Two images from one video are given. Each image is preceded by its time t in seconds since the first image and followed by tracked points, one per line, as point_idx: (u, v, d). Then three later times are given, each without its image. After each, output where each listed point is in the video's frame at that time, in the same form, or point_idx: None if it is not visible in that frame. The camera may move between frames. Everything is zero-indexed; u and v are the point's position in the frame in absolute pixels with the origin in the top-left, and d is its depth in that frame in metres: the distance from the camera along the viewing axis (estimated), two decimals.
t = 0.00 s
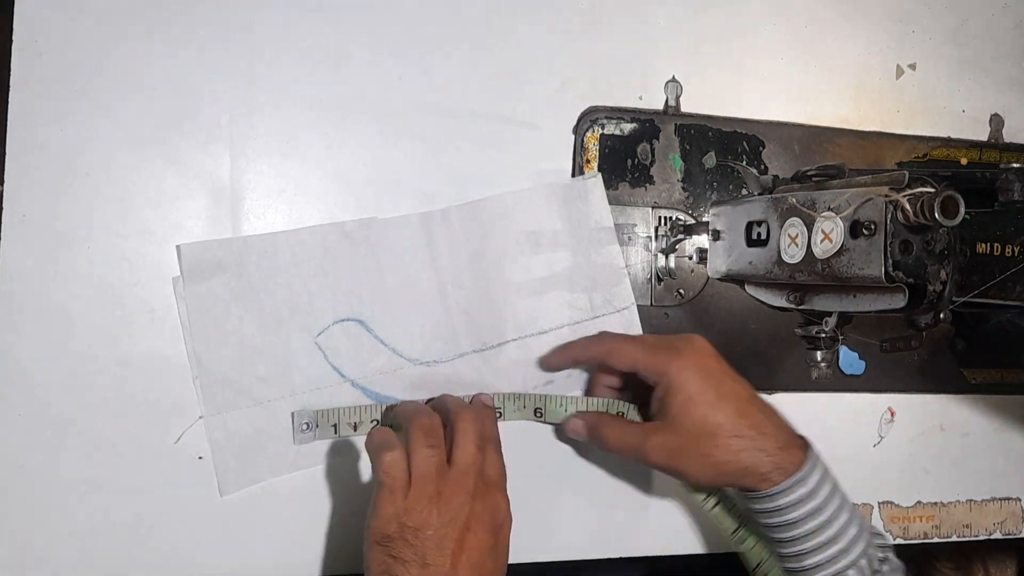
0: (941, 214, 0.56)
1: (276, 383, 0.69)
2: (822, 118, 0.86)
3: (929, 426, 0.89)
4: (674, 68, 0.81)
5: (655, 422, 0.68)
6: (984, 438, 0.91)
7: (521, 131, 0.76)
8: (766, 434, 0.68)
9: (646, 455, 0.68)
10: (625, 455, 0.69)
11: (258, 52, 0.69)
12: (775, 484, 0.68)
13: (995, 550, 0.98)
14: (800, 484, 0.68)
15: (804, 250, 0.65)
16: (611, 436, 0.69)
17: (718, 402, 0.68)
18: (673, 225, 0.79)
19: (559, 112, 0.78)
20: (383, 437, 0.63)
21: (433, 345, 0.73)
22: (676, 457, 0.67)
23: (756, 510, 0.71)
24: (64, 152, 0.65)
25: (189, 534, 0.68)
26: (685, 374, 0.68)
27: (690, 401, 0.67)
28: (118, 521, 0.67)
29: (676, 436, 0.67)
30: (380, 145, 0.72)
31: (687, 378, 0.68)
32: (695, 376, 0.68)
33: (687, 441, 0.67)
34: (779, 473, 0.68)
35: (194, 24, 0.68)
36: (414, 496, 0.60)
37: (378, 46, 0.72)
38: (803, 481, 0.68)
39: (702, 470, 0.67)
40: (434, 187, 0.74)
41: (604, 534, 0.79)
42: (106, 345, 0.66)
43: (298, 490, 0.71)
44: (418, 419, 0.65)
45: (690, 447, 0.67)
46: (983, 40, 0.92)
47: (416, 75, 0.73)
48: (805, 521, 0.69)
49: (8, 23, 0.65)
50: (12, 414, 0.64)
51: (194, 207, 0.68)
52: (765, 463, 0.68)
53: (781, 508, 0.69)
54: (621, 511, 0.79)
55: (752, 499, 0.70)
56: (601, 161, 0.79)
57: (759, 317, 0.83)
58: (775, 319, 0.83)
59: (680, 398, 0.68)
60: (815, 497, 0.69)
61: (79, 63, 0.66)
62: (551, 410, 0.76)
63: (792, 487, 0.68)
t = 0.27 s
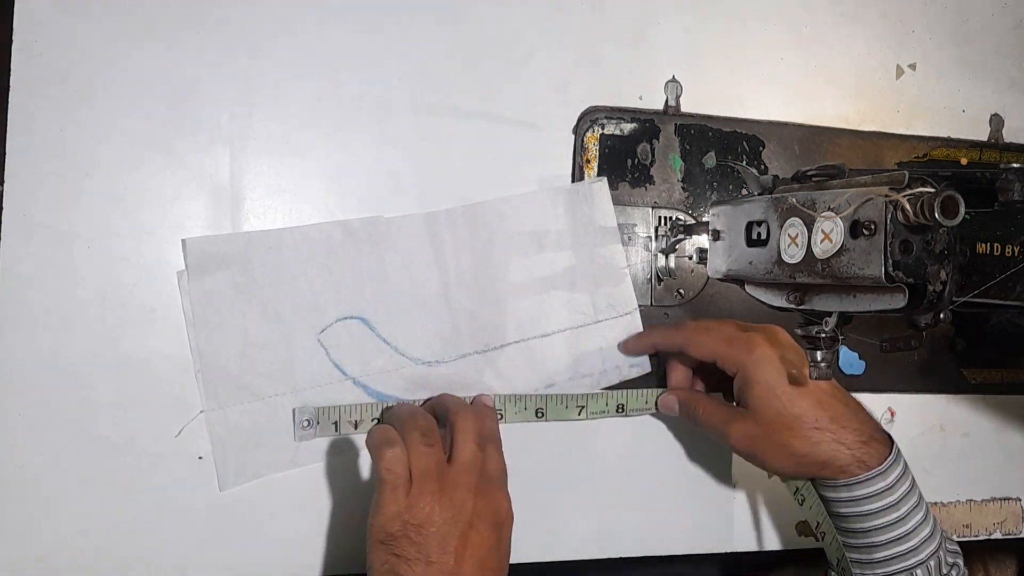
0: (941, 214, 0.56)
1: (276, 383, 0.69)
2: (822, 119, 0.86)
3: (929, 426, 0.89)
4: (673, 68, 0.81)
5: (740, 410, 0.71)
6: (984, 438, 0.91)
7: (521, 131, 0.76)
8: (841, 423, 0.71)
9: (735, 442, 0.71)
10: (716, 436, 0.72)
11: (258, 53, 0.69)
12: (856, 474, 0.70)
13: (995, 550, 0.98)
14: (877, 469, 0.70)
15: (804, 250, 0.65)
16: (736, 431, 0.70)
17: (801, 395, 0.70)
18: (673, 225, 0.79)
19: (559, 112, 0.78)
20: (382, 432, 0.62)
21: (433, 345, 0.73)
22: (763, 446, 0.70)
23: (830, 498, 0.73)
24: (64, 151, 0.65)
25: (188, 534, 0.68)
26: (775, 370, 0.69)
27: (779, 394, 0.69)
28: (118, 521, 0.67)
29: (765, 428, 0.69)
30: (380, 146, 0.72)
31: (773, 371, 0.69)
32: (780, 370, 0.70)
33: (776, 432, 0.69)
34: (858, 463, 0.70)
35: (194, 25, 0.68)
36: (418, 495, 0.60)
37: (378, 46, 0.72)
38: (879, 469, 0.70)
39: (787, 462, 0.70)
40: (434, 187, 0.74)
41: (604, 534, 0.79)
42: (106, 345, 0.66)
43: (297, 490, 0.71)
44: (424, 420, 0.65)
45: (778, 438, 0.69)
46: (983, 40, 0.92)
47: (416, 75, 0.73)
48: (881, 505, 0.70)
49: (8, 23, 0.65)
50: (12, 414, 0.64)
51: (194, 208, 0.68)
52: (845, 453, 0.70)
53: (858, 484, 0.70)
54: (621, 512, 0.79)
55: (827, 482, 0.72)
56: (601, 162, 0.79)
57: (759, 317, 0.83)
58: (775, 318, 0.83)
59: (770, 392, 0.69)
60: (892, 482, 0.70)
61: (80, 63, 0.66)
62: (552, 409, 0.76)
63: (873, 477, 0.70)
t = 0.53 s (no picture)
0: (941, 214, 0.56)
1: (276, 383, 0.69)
2: (822, 119, 0.86)
3: (929, 426, 0.89)
4: (674, 68, 0.81)
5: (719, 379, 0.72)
6: (984, 438, 0.91)
7: (521, 131, 0.76)
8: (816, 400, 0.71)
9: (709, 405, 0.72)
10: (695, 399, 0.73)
11: (258, 52, 0.69)
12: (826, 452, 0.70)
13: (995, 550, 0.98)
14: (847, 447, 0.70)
15: (803, 250, 0.65)
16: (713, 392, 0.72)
17: (779, 368, 0.70)
18: (673, 225, 0.79)
19: (559, 112, 0.78)
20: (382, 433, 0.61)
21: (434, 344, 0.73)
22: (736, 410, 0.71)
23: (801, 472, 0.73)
24: (64, 151, 0.65)
25: (189, 534, 0.68)
26: (755, 342, 0.70)
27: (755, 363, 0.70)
28: (118, 521, 0.67)
29: (739, 394, 0.70)
30: (380, 145, 0.72)
31: (754, 343, 0.70)
32: (762, 341, 0.70)
33: (751, 401, 0.70)
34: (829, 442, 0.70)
35: (194, 24, 0.68)
36: (421, 494, 0.60)
37: (378, 46, 0.72)
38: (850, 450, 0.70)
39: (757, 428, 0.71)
40: (435, 187, 0.74)
41: (604, 534, 0.79)
42: (107, 345, 0.66)
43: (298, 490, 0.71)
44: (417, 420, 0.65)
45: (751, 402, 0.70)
46: (982, 40, 0.92)
47: (416, 75, 0.73)
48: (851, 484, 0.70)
49: (8, 23, 0.65)
50: (12, 414, 0.64)
51: (195, 208, 0.68)
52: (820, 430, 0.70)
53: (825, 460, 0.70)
54: (621, 512, 0.79)
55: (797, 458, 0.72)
56: (601, 162, 0.79)
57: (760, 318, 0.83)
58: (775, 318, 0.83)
59: (747, 361, 0.70)
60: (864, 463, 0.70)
61: (79, 63, 0.66)
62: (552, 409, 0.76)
63: (843, 457, 0.70)
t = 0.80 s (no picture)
0: (941, 214, 0.56)
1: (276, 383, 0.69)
2: (822, 118, 0.86)
3: (929, 426, 0.89)
4: (673, 68, 0.81)
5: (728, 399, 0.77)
6: (984, 438, 0.91)
7: (521, 131, 0.76)
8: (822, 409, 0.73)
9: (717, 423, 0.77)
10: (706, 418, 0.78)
11: (259, 52, 0.69)
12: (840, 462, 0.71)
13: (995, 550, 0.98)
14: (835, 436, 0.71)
15: (803, 250, 0.65)
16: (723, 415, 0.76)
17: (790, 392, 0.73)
18: (673, 225, 0.79)
19: (559, 112, 0.78)
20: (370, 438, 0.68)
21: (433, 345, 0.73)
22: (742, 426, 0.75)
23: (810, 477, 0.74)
24: (64, 151, 0.65)
25: (189, 534, 0.68)
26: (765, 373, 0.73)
27: (763, 386, 0.73)
28: (118, 521, 0.67)
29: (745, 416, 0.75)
30: (380, 146, 0.72)
31: (770, 374, 0.73)
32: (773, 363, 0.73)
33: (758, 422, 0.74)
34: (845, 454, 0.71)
35: (194, 24, 0.68)
36: (403, 492, 0.62)
37: (378, 46, 0.72)
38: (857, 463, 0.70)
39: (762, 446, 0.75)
40: (435, 187, 0.74)
41: (604, 534, 0.79)
42: (107, 345, 0.66)
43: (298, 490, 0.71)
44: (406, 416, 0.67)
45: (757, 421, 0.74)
46: (982, 40, 0.92)
47: (416, 75, 0.73)
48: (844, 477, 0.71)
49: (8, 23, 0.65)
50: (12, 414, 0.64)
51: (194, 208, 0.68)
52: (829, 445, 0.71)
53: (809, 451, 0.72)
54: (621, 512, 0.79)
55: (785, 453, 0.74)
56: (601, 162, 0.79)
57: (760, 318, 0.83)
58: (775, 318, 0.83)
59: (755, 390, 0.73)
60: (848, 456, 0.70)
61: (79, 63, 0.66)
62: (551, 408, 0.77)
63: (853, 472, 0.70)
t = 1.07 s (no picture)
0: (941, 214, 0.56)
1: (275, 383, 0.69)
2: (822, 118, 0.86)
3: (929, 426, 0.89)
4: (673, 69, 0.81)
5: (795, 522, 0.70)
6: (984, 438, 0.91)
7: (521, 131, 0.76)
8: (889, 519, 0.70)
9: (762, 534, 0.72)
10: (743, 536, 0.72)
11: (259, 52, 0.69)
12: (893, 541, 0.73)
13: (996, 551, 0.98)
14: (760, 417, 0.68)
15: (803, 250, 0.65)
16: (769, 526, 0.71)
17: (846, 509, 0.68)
18: (673, 225, 0.79)
19: (559, 112, 0.78)
20: (229, 377, 0.67)
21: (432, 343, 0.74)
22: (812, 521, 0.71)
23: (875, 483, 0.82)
24: (65, 151, 0.65)
25: (189, 535, 0.68)
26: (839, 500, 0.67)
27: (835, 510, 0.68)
28: (118, 521, 0.67)
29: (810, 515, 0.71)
30: (380, 146, 0.72)
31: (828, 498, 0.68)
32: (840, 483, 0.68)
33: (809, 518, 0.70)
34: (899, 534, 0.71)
35: (193, 24, 0.68)
36: (294, 429, 0.65)
37: (378, 46, 0.72)
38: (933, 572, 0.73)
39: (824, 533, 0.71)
40: (434, 187, 0.74)
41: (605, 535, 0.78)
42: (107, 345, 0.66)
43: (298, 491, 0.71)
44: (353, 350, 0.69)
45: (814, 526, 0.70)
46: (983, 40, 0.92)
47: (416, 75, 0.73)
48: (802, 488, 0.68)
49: (9, 23, 0.65)
50: (12, 414, 0.64)
51: (194, 208, 0.68)
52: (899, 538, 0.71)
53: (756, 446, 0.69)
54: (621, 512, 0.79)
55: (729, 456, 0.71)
56: (601, 162, 0.79)
57: (759, 318, 0.83)
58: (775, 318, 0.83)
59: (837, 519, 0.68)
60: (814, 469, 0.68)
61: (79, 63, 0.66)
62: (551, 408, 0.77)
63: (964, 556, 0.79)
